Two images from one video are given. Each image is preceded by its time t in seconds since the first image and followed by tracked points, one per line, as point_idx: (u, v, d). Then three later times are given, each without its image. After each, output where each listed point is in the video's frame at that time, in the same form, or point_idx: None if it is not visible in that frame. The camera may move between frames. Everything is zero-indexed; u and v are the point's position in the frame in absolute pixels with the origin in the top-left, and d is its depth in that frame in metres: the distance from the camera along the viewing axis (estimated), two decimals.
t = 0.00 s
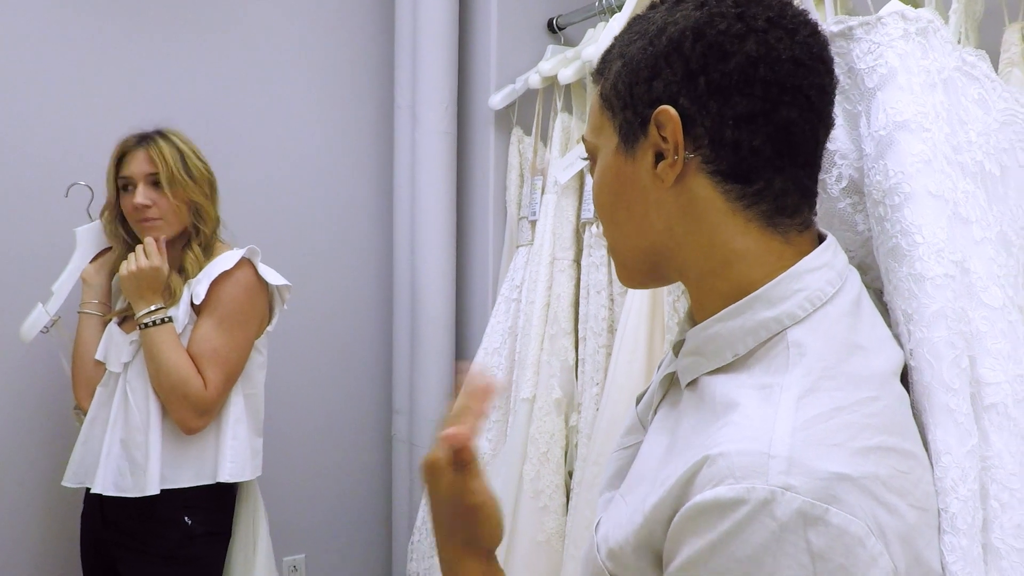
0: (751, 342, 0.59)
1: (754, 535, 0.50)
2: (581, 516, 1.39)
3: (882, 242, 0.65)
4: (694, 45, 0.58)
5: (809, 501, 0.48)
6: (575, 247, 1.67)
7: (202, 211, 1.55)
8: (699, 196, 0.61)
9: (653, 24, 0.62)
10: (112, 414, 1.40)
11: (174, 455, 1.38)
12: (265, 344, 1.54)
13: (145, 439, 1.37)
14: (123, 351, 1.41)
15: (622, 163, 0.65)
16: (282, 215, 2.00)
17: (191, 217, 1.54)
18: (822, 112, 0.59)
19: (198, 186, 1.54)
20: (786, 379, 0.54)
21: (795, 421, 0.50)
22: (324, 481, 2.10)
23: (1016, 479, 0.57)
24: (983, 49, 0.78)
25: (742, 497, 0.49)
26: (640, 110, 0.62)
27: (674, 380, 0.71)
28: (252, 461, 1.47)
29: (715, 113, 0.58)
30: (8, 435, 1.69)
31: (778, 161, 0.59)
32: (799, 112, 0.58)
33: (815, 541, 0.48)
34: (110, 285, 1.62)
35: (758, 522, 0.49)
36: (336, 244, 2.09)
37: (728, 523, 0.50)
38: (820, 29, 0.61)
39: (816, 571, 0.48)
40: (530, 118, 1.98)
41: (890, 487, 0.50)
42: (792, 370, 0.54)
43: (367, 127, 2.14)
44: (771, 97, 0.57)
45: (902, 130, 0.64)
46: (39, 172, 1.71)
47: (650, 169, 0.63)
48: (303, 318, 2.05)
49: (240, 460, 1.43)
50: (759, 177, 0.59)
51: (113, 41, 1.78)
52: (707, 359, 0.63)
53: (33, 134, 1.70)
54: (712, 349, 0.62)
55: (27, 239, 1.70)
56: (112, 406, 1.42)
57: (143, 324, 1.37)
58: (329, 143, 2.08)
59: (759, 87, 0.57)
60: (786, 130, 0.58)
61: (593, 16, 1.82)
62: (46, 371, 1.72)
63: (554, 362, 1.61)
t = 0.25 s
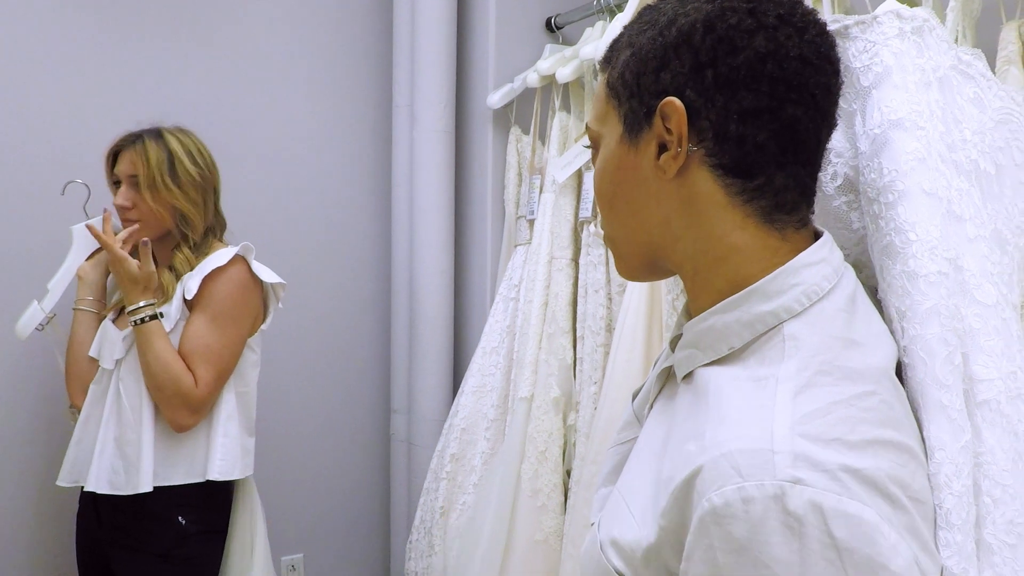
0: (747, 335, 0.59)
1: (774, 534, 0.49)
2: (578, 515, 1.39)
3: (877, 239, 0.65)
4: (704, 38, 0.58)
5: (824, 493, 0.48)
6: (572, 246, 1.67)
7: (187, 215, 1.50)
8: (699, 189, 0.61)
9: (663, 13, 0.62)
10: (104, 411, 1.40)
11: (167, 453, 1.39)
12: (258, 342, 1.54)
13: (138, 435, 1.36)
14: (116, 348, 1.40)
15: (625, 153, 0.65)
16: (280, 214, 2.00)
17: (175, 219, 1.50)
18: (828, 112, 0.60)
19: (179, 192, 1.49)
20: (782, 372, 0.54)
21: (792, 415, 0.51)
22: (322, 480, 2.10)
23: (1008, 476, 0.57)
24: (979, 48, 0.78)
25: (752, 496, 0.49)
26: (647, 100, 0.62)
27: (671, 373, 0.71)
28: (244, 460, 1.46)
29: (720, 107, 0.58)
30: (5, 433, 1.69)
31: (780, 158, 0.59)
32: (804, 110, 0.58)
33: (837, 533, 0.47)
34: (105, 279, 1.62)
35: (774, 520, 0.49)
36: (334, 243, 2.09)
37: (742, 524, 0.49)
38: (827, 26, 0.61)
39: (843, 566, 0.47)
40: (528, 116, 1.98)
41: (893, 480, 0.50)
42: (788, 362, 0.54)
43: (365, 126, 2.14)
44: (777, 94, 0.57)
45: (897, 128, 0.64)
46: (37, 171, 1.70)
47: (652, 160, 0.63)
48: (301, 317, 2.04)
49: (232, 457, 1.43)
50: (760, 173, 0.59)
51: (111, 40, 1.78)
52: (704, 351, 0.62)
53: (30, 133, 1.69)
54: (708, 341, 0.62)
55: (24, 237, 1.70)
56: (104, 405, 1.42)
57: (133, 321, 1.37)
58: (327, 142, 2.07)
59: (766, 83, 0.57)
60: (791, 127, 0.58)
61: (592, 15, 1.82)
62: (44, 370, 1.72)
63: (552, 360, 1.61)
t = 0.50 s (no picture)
0: (750, 337, 0.59)
1: (781, 535, 0.48)
2: (577, 515, 1.39)
3: (878, 240, 0.65)
4: (709, 38, 0.58)
5: (832, 495, 0.47)
6: (571, 246, 1.67)
7: (177, 216, 1.49)
8: (703, 191, 0.61)
9: (666, 14, 0.62)
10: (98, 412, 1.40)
11: (161, 454, 1.39)
12: (253, 343, 1.54)
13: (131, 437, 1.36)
14: (110, 348, 1.40)
15: (627, 153, 0.64)
16: (279, 214, 2.00)
17: (166, 220, 1.49)
18: (831, 114, 0.60)
19: (167, 192, 1.48)
20: (787, 372, 0.54)
21: (798, 416, 0.50)
22: (321, 481, 2.10)
23: (1008, 475, 0.57)
24: (977, 51, 0.78)
25: (758, 497, 0.49)
26: (650, 100, 0.61)
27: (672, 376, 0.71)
28: (238, 461, 1.46)
29: (725, 109, 0.58)
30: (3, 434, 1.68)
31: (785, 160, 0.59)
32: (809, 113, 0.58)
33: (843, 535, 0.47)
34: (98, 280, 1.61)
35: (779, 521, 0.48)
36: (333, 243, 2.09)
37: (746, 525, 0.49)
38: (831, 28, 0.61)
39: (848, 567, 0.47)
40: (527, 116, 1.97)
41: (897, 481, 0.50)
42: (794, 363, 0.54)
43: (364, 126, 2.14)
44: (782, 96, 0.57)
45: (896, 129, 0.64)
46: (34, 172, 1.70)
47: (655, 161, 0.62)
48: (299, 317, 2.04)
49: (227, 458, 1.42)
50: (765, 175, 0.59)
51: (109, 40, 1.77)
52: (706, 353, 0.62)
53: (28, 133, 1.69)
54: (711, 343, 0.62)
55: (22, 238, 1.70)
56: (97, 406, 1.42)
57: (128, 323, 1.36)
58: (326, 142, 2.07)
59: (771, 86, 0.57)
60: (795, 130, 0.58)
61: (590, 15, 1.82)
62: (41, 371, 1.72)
63: (551, 360, 1.60)
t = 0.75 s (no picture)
0: (752, 338, 0.59)
1: (775, 535, 0.49)
2: (577, 515, 1.40)
3: (882, 242, 0.65)
4: (710, 45, 0.58)
5: (827, 498, 0.48)
6: (571, 246, 1.67)
7: (169, 216, 1.49)
8: (704, 197, 0.61)
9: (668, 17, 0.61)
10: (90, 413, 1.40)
11: (155, 456, 1.39)
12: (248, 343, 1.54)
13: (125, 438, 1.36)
14: (101, 349, 1.40)
15: (629, 158, 0.65)
16: (278, 215, 2.00)
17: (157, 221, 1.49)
18: (832, 120, 0.60)
19: (160, 192, 1.48)
20: (789, 376, 0.54)
21: (798, 418, 0.51)
22: (320, 481, 2.10)
23: (1012, 478, 0.57)
24: (981, 56, 0.78)
25: (755, 498, 0.49)
26: (652, 106, 0.62)
27: (672, 376, 0.71)
28: (234, 461, 1.46)
29: (727, 117, 0.58)
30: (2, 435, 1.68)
31: (786, 167, 0.59)
32: (810, 119, 0.58)
33: (837, 539, 0.48)
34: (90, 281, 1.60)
35: (774, 523, 0.49)
36: (333, 243, 2.09)
37: (742, 525, 0.50)
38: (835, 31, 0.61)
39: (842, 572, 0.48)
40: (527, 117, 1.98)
41: (895, 484, 0.51)
42: (796, 366, 0.54)
43: (363, 126, 2.14)
44: (784, 103, 0.57)
45: (902, 132, 0.64)
46: (34, 173, 1.70)
47: (657, 166, 0.63)
48: (299, 318, 2.04)
49: (222, 458, 1.43)
50: (767, 182, 0.59)
51: (109, 41, 1.77)
52: (708, 355, 0.63)
53: (28, 135, 1.69)
54: (712, 344, 0.62)
55: (22, 239, 1.69)
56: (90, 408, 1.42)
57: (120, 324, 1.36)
58: (325, 143, 2.07)
59: (773, 93, 0.57)
60: (797, 137, 0.58)
61: (590, 16, 1.82)
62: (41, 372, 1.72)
63: (551, 361, 1.60)
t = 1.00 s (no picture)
0: (748, 332, 0.60)
1: (766, 521, 0.49)
2: (577, 514, 1.40)
3: (878, 242, 0.65)
4: (700, 55, 0.57)
5: (819, 485, 0.48)
6: (571, 246, 1.67)
7: (169, 211, 1.49)
8: (701, 204, 0.62)
9: (656, 23, 0.60)
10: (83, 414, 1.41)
11: (149, 455, 1.39)
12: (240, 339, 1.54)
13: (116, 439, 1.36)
14: (93, 349, 1.40)
15: (624, 166, 0.65)
16: (279, 215, 2.00)
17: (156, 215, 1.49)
18: (826, 121, 0.60)
19: (164, 185, 1.49)
20: (784, 367, 0.55)
21: (792, 407, 0.51)
22: (321, 480, 2.10)
23: (1011, 476, 0.57)
24: (979, 56, 0.79)
25: (748, 484, 0.49)
26: (644, 116, 0.61)
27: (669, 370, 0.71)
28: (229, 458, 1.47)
29: (719, 127, 0.58)
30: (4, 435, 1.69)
31: (782, 171, 0.59)
32: (804, 122, 0.58)
33: (827, 525, 0.48)
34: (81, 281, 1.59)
35: (766, 509, 0.49)
36: (333, 243, 2.09)
37: (735, 512, 0.50)
38: (830, 30, 0.60)
39: (832, 559, 0.48)
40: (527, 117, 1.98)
41: (888, 475, 0.51)
42: (790, 358, 0.55)
43: (363, 126, 2.14)
44: (777, 110, 0.57)
45: (899, 132, 0.65)
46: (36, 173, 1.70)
47: (652, 175, 0.63)
48: (299, 318, 2.05)
49: (215, 459, 1.43)
50: (762, 187, 0.59)
51: (109, 41, 1.78)
52: (705, 348, 0.63)
53: (29, 135, 1.69)
54: (709, 337, 0.63)
55: (23, 239, 1.70)
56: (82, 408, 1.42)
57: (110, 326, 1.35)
58: (326, 143, 2.08)
59: (766, 100, 0.57)
60: (791, 141, 0.58)
61: (590, 16, 1.82)
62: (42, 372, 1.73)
63: (552, 360, 1.61)
